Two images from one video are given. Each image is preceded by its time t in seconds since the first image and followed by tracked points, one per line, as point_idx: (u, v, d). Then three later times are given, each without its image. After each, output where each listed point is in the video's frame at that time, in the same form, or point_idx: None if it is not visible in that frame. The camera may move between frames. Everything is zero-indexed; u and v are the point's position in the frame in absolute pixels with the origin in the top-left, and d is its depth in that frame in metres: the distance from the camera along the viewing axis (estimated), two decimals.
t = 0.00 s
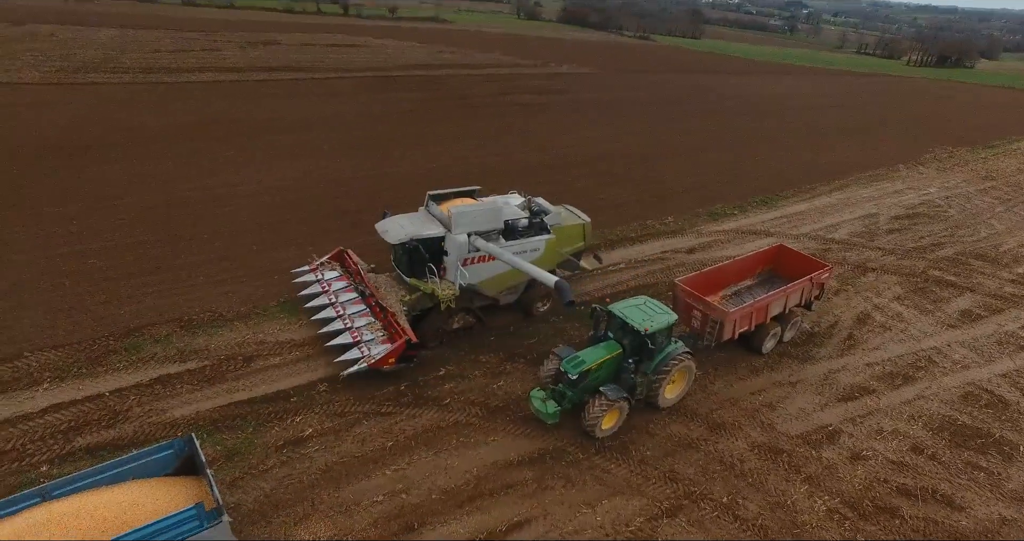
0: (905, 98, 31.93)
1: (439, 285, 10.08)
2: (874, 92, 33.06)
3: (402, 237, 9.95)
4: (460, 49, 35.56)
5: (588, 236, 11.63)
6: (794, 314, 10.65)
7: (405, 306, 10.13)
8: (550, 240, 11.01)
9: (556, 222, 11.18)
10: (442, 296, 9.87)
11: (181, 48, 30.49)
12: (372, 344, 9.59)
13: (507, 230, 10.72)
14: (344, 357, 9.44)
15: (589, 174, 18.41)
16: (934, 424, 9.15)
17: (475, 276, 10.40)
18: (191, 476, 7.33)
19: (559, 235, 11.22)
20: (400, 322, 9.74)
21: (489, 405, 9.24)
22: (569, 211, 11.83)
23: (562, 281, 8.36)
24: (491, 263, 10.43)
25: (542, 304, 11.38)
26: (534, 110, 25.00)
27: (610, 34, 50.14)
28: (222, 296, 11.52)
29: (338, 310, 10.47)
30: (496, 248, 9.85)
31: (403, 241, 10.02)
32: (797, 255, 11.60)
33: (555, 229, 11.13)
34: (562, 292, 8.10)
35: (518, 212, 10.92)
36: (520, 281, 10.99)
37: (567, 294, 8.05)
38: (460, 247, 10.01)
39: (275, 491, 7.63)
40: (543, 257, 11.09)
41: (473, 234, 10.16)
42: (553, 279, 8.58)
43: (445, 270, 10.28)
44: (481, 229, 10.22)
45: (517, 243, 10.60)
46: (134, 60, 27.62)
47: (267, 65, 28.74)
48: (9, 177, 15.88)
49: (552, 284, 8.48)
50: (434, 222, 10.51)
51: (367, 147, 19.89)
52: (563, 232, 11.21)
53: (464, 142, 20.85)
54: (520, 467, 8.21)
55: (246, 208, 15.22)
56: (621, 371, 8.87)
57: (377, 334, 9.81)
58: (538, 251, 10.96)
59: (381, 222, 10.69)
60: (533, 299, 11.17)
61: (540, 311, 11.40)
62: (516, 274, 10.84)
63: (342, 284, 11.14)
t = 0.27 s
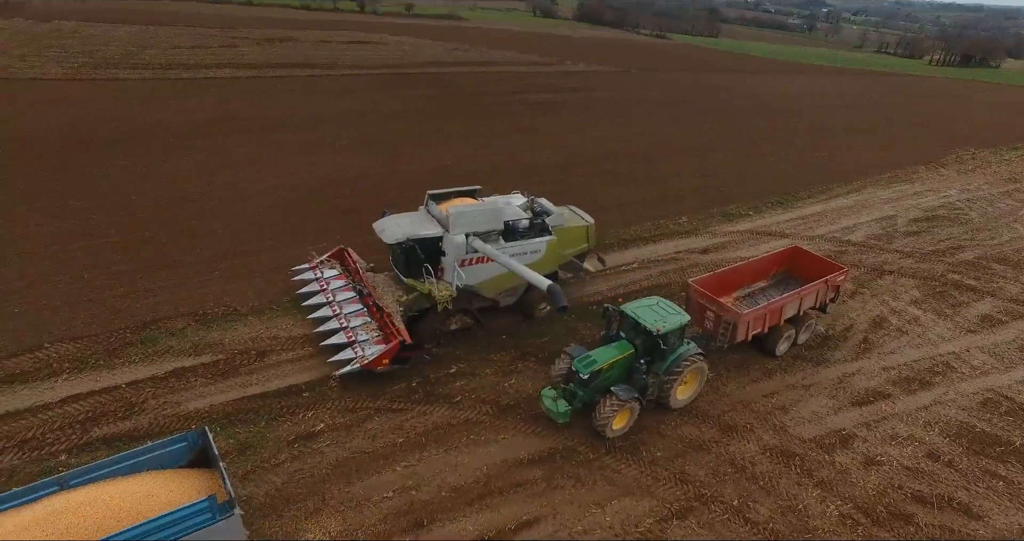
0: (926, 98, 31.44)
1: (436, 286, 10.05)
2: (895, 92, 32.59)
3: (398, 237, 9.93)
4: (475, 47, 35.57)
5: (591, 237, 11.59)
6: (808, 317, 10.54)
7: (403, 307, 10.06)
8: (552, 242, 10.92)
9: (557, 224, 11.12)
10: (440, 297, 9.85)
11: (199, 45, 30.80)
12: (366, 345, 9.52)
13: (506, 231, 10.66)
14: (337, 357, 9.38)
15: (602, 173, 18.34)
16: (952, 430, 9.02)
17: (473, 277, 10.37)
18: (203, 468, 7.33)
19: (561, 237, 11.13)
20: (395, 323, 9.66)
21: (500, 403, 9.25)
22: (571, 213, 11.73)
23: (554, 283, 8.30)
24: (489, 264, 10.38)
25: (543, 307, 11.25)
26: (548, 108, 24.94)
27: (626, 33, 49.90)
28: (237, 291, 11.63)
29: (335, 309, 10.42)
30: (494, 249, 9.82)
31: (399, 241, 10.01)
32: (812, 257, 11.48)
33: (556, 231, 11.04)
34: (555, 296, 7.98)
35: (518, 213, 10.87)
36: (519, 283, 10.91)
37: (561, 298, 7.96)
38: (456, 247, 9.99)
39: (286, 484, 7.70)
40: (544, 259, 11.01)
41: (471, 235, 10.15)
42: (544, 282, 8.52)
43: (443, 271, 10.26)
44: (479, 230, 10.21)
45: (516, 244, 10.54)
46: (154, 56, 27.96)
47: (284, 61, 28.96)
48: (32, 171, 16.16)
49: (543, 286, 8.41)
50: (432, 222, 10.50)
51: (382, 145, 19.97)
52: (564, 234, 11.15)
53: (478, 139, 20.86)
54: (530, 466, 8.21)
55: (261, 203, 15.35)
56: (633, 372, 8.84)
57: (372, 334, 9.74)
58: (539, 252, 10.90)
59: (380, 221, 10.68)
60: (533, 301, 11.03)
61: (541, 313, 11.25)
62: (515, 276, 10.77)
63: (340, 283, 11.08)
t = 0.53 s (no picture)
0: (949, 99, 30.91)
1: (432, 287, 9.97)
2: (916, 93, 32.08)
3: (395, 237, 9.91)
4: (491, 45, 35.56)
5: (596, 239, 11.55)
6: (823, 319, 10.42)
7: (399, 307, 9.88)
8: (552, 244, 10.87)
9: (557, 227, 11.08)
10: (436, 298, 9.77)
11: (218, 41, 31.11)
12: (360, 344, 9.50)
13: (506, 233, 10.59)
14: (332, 357, 9.38)
15: (616, 172, 18.26)
16: (969, 437, 8.87)
17: (470, 278, 10.30)
18: (216, 461, 7.36)
19: (564, 238, 11.19)
20: (391, 323, 9.63)
21: (511, 401, 9.25)
22: (572, 216, 11.65)
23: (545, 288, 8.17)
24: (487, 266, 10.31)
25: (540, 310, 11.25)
26: (564, 107, 24.86)
27: (643, 31, 49.62)
28: (252, 286, 11.74)
29: (331, 308, 10.40)
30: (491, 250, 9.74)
31: (396, 241, 9.98)
32: (827, 260, 11.36)
33: (559, 233, 11.08)
34: (545, 302, 7.88)
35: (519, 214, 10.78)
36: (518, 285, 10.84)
37: (550, 304, 7.85)
38: (454, 248, 9.92)
39: (298, 478, 7.76)
40: (545, 261, 10.94)
41: (470, 235, 10.09)
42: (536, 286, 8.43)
43: (440, 271, 10.20)
44: (478, 230, 10.14)
45: (515, 246, 10.47)
46: (174, 53, 28.26)
47: (301, 58, 29.13)
48: (54, 166, 16.42)
49: (535, 291, 8.32)
50: (431, 221, 10.44)
51: (396, 142, 20.03)
52: (564, 236, 11.16)
53: (492, 137, 20.86)
54: (541, 465, 8.20)
55: (277, 199, 15.47)
56: (645, 372, 8.80)
57: (367, 334, 9.72)
58: (539, 254, 10.80)
59: (378, 219, 10.66)
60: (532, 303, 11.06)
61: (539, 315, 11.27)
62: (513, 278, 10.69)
63: (338, 281, 11.06)
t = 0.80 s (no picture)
0: (978, 100, 30.27)
1: (429, 286, 9.86)
2: (943, 93, 31.45)
3: (391, 237, 9.93)
4: (510, 42, 35.53)
5: (600, 241, 11.30)
6: (842, 323, 10.27)
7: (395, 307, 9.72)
8: (553, 246, 10.64)
9: (560, 228, 10.90)
10: (432, 298, 9.61)
11: (240, 37, 31.45)
12: (353, 344, 9.49)
13: (506, 233, 10.49)
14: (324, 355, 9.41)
15: (634, 172, 18.15)
16: (992, 447, 8.69)
17: (468, 280, 10.20)
18: (233, 452, 7.41)
19: (567, 240, 10.94)
20: (384, 323, 9.59)
21: (525, 400, 9.25)
22: (576, 217, 11.41)
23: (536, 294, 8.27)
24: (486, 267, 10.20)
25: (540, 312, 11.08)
26: (582, 105, 24.75)
27: (664, 30, 49.26)
28: (269, 279, 11.87)
29: (327, 305, 10.40)
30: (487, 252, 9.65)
31: (392, 240, 10.00)
32: (848, 263, 11.19)
33: (561, 234, 10.88)
34: (535, 308, 8.00)
35: (519, 215, 10.67)
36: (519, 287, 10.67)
37: (540, 310, 7.99)
38: (451, 248, 9.86)
39: (312, 471, 7.83)
40: (546, 263, 10.71)
41: (468, 236, 10.02)
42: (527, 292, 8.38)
43: (438, 272, 10.13)
44: (476, 231, 10.07)
45: (515, 247, 10.32)
46: (197, 48, 28.61)
47: (322, 55, 29.34)
48: (80, 159, 16.72)
49: (526, 297, 8.28)
50: (429, 221, 10.42)
51: (414, 138, 20.09)
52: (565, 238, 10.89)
53: (510, 135, 20.85)
54: (553, 464, 8.19)
55: (296, 194, 15.60)
56: (659, 372, 8.75)
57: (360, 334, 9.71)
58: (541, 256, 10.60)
59: (377, 218, 10.70)
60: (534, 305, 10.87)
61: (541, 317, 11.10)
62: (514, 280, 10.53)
63: (337, 278, 11.04)
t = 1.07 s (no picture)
0: (1004, 101, 29.67)
1: (426, 286, 9.84)
2: (969, 94, 30.87)
3: (388, 236, 9.91)
4: (527, 40, 35.47)
5: (604, 244, 11.22)
6: (859, 327, 10.14)
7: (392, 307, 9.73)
8: (554, 248, 10.50)
9: (562, 230, 10.82)
10: (429, 300, 9.58)
11: (260, 34, 31.73)
12: (348, 343, 9.44)
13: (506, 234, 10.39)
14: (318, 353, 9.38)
15: (651, 171, 18.04)
16: (1013, 457, 8.53)
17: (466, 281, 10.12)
18: (247, 445, 7.46)
19: (568, 242, 10.90)
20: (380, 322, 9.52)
21: (537, 398, 9.25)
22: (580, 220, 11.36)
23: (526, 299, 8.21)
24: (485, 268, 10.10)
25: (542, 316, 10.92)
26: (599, 104, 24.64)
27: (683, 28, 48.89)
28: (285, 274, 11.97)
29: (325, 303, 10.37)
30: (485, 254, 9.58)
31: (389, 239, 9.98)
32: (866, 266, 11.03)
33: (563, 236, 10.82)
34: (524, 312, 7.94)
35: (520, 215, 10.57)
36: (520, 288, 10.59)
37: (530, 315, 7.92)
38: (449, 249, 9.78)
39: (324, 466, 7.90)
40: (547, 265, 10.58)
41: (466, 236, 9.94)
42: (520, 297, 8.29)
43: (435, 272, 10.06)
44: (474, 231, 9.99)
45: (515, 247, 10.21)
46: (218, 45, 28.91)
47: (340, 52, 29.49)
48: (103, 153, 16.98)
49: (517, 300, 8.20)
50: (429, 221, 10.36)
51: (430, 136, 20.14)
52: (568, 240, 10.88)
53: (525, 133, 20.83)
54: (564, 463, 8.18)
55: (313, 191, 15.72)
56: (672, 374, 8.70)
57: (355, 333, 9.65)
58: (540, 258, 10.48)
59: (377, 217, 10.68)
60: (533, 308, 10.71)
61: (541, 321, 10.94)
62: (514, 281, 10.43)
63: (337, 277, 11.01)
